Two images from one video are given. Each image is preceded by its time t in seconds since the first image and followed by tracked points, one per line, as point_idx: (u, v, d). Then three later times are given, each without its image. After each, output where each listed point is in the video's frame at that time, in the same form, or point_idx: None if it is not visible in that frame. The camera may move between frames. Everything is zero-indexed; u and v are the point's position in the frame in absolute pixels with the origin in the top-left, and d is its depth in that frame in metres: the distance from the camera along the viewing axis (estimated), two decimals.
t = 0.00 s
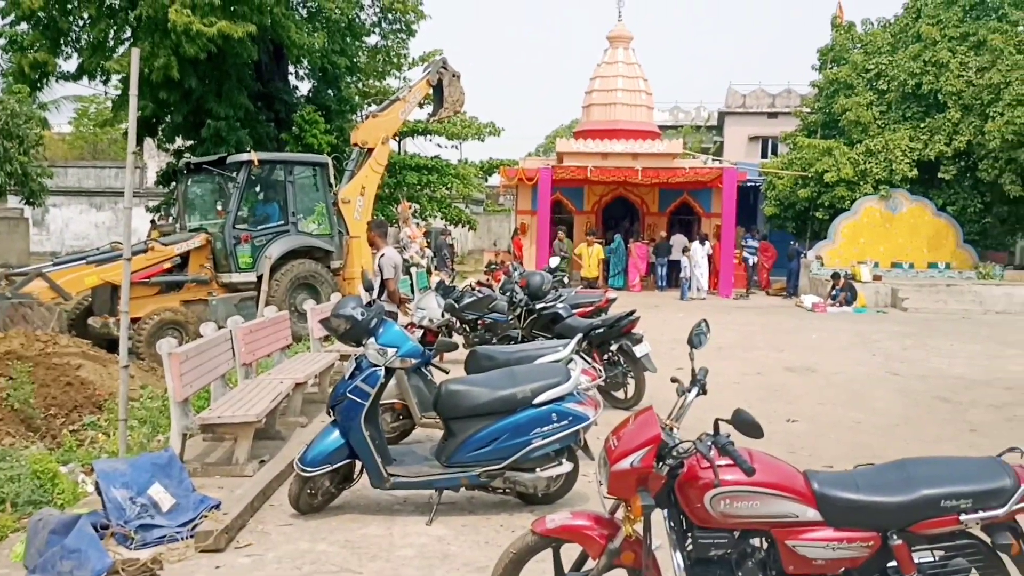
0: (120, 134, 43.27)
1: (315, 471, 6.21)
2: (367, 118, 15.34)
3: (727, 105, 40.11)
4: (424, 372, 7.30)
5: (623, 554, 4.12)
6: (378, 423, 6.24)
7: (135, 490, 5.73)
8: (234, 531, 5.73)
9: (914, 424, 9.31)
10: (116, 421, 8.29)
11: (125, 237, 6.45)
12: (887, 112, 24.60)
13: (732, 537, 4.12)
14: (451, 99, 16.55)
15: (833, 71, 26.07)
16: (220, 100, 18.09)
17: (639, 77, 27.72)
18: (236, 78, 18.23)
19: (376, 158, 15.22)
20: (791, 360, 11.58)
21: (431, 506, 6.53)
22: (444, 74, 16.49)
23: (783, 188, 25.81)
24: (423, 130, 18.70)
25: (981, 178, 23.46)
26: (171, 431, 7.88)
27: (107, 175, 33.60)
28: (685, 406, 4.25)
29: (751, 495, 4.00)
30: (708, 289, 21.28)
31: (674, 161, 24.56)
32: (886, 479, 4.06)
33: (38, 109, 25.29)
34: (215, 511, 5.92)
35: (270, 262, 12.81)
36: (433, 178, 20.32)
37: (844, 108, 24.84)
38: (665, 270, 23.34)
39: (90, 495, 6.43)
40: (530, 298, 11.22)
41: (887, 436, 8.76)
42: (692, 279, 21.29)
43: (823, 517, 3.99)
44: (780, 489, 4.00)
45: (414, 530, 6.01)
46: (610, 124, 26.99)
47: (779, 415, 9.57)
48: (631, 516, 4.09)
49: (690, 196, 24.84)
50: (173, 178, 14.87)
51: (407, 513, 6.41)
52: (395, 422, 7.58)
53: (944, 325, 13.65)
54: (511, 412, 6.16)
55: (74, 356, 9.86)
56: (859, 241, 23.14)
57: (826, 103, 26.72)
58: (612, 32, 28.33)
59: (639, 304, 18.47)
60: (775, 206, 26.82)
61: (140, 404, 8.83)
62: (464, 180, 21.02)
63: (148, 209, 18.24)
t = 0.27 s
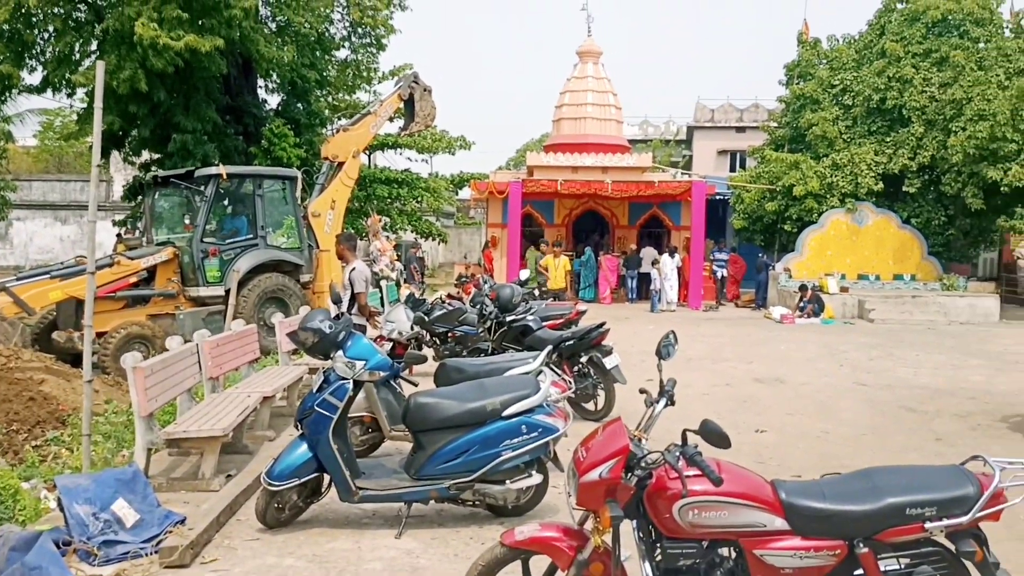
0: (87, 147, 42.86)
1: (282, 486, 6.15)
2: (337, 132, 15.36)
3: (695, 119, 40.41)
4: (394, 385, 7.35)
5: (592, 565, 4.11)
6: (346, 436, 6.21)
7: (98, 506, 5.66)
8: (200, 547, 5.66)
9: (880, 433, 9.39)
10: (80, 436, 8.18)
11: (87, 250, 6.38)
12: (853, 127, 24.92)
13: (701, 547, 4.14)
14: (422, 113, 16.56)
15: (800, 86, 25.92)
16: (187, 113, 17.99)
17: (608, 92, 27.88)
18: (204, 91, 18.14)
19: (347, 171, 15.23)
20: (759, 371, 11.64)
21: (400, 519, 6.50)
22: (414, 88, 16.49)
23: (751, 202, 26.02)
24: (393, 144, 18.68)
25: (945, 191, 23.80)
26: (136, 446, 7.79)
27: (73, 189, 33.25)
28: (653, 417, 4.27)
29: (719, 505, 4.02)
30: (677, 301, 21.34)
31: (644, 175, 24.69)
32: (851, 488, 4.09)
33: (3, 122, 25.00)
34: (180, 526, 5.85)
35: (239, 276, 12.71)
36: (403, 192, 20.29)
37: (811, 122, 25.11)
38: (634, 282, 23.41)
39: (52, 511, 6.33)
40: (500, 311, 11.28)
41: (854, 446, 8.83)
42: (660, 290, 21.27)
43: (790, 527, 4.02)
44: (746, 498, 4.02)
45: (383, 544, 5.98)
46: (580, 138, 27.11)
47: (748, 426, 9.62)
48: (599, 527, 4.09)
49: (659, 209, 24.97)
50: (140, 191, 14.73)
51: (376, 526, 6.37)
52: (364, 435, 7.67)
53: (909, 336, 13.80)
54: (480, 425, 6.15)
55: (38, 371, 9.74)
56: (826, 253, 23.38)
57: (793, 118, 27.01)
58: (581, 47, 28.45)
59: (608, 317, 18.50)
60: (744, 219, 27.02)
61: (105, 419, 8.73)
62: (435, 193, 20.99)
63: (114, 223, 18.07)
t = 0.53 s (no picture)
0: (48, 156, 42.31)
1: (245, 499, 6.09)
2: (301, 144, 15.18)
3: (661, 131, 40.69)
4: (359, 397, 7.24)
5: None
6: (310, 448, 6.16)
7: (55, 522, 5.54)
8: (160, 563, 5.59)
9: (843, 443, 9.47)
10: (38, 451, 8.05)
11: (46, 260, 6.27)
12: (816, 139, 25.20)
13: (666, 558, 4.14)
14: (390, 126, 16.51)
15: (762, 100, 26.51)
16: (151, 123, 17.85)
17: (575, 103, 27.99)
18: (167, 100, 18.00)
19: (312, 183, 15.05)
20: (725, 381, 11.71)
21: (365, 533, 6.45)
22: (381, 101, 16.45)
23: (716, 213, 26.24)
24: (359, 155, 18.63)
25: (906, 204, 24.16)
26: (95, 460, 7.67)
27: (34, 199, 32.82)
28: (619, 427, 4.29)
29: (684, 515, 4.03)
30: (644, 312, 21.40)
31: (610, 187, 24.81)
32: (815, 497, 4.11)
33: None
34: (141, 541, 5.78)
35: (200, 288, 12.57)
36: (370, 203, 20.23)
37: (775, 135, 25.39)
38: (601, 293, 23.48)
39: (9, 528, 6.22)
40: (466, 322, 11.31)
41: (817, 455, 8.90)
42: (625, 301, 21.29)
43: (755, 536, 4.04)
44: (711, 508, 4.03)
45: (347, 557, 5.93)
46: (546, 149, 27.18)
47: (713, 436, 9.66)
48: (565, 539, 4.09)
49: (626, 221, 25.06)
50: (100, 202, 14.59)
51: (341, 540, 6.32)
52: (329, 448, 7.56)
53: (872, 346, 13.96)
54: (446, 437, 6.13)
55: None
56: (790, 263, 23.61)
57: (757, 131, 27.28)
58: (548, 59, 28.53)
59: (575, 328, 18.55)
60: (709, 231, 27.24)
61: (64, 433, 8.61)
62: (401, 204, 20.96)
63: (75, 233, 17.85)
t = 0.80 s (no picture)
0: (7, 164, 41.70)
1: (209, 511, 6.01)
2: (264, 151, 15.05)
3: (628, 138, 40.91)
4: (326, 406, 7.20)
5: None
6: (276, 459, 6.11)
7: (15, 537, 5.47)
8: None
9: (809, 447, 9.54)
10: None
11: (5, 270, 6.16)
12: (780, 147, 25.44)
13: (635, 565, 4.13)
14: (354, 134, 16.45)
15: (728, 108, 26.94)
16: (113, 130, 17.70)
17: (542, 111, 28.07)
18: (130, 107, 17.85)
19: (274, 191, 15.00)
20: (692, 387, 11.76)
21: (332, 543, 6.40)
22: (345, 108, 16.38)
23: (682, 220, 26.39)
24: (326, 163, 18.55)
25: (868, 210, 24.46)
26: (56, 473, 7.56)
27: None
28: (586, 435, 4.29)
29: (652, 521, 4.04)
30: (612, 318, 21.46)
31: (577, 194, 24.89)
32: (782, 502, 4.13)
33: None
34: (103, 555, 5.71)
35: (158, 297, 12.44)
36: (336, 211, 20.14)
37: (740, 142, 25.61)
38: (569, 300, 23.52)
39: None
40: (434, 330, 11.27)
41: (783, 459, 8.96)
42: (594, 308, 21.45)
43: (723, 541, 4.05)
44: (679, 514, 4.05)
45: (314, 569, 5.87)
46: (513, 156, 27.19)
47: (681, 442, 9.70)
48: (533, 547, 4.08)
49: (593, 228, 25.02)
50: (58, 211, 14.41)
51: (308, 551, 6.26)
52: (295, 458, 7.49)
53: (836, 351, 14.09)
54: (414, 445, 6.09)
55: None
56: (755, 270, 23.71)
57: (722, 138, 27.51)
58: (515, 66, 28.56)
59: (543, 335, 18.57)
60: (676, 237, 27.42)
61: (24, 446, 8.47)
62: (368, 212, 20.90)
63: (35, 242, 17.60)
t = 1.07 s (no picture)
0: None
1: (187, 516, 5.97)
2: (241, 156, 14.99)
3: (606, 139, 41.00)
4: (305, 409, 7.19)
5: None
6: (254, 463, 6.07)
7: None
8: None
9: (788, 446, 9.58)
10: None
11: None
12: (757, 147, 25.54)
13: (615, 565, 4.14)
14: (332, 141, 16.41)
15: (705, 108, 27.08)
16: (89, 133, 17.60)
17: (521, 112, 28.10)
18: (105, 110, 17.72)
19: (250, 198, 14.88)
20: (671, 387, 11.80)
21: (312, 547, 6.37)
22: (323, 116, 16.36)
23: (661, 221, 26.47)
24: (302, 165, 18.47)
25: (845, 211, 24.60)
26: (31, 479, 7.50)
27: None
28: (566, 436, 4.28)
29: (632, 522, 4.04)
30: (591, 320, 21.50)
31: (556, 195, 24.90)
32: (762, 501, 4.14)
33: None
34: (78, 562, 5.64)
35: (130, 302, 12.31)
36: (315, 213, 20.08)
37: (717, 143, 25.72)
38: (548, 302, 23.50)
39: None
40: (413, 332, 11.27)
41: (762, 458, 8.99)
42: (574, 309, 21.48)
43: (702, 541, 4.06)
44: (659, 514, 4.05)
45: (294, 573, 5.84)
46: (492, 158, 27.16)
47: (661, 442, 9.73)
48: (513, 549, 4.09)
49: (573, 229, 25.08)
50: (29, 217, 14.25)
51: (288, 555, 6.22)
52: (274, 462, 7.50)
53: (814, 350, 14.16)
54: (393, 448, 6.08)
55: None
56: (734, 270, 23.78)
57: (700, 139, 27.60)
58: (494, 67, 28.53)
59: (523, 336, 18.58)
60: (655, 238, 27.50)
61: None
62: (347, 214, 20.84)
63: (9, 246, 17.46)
